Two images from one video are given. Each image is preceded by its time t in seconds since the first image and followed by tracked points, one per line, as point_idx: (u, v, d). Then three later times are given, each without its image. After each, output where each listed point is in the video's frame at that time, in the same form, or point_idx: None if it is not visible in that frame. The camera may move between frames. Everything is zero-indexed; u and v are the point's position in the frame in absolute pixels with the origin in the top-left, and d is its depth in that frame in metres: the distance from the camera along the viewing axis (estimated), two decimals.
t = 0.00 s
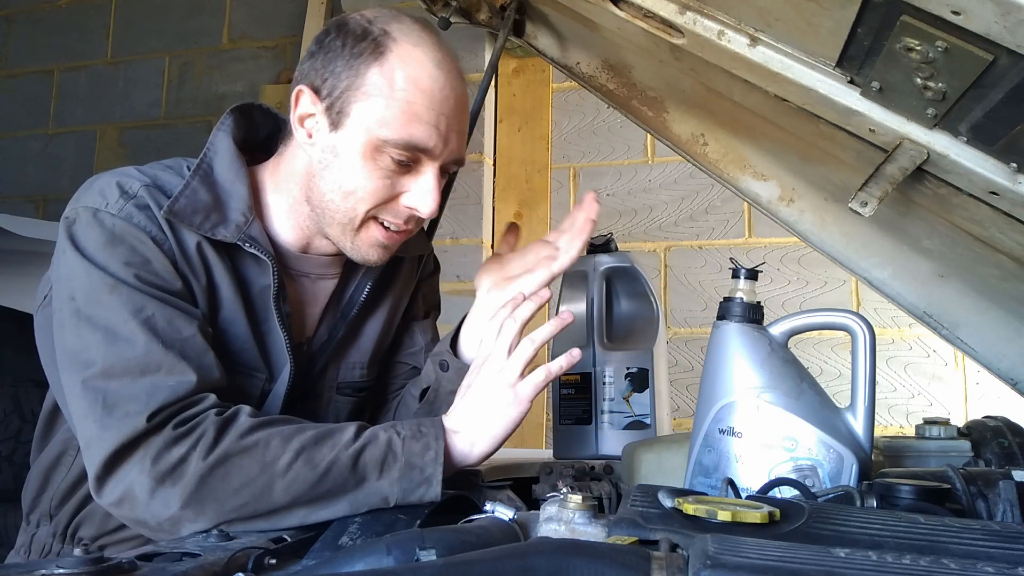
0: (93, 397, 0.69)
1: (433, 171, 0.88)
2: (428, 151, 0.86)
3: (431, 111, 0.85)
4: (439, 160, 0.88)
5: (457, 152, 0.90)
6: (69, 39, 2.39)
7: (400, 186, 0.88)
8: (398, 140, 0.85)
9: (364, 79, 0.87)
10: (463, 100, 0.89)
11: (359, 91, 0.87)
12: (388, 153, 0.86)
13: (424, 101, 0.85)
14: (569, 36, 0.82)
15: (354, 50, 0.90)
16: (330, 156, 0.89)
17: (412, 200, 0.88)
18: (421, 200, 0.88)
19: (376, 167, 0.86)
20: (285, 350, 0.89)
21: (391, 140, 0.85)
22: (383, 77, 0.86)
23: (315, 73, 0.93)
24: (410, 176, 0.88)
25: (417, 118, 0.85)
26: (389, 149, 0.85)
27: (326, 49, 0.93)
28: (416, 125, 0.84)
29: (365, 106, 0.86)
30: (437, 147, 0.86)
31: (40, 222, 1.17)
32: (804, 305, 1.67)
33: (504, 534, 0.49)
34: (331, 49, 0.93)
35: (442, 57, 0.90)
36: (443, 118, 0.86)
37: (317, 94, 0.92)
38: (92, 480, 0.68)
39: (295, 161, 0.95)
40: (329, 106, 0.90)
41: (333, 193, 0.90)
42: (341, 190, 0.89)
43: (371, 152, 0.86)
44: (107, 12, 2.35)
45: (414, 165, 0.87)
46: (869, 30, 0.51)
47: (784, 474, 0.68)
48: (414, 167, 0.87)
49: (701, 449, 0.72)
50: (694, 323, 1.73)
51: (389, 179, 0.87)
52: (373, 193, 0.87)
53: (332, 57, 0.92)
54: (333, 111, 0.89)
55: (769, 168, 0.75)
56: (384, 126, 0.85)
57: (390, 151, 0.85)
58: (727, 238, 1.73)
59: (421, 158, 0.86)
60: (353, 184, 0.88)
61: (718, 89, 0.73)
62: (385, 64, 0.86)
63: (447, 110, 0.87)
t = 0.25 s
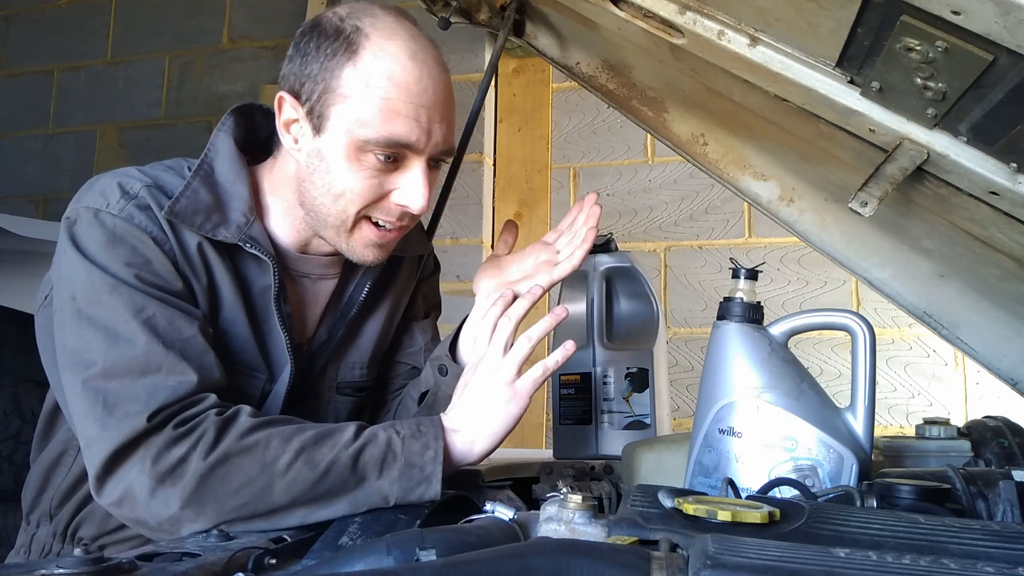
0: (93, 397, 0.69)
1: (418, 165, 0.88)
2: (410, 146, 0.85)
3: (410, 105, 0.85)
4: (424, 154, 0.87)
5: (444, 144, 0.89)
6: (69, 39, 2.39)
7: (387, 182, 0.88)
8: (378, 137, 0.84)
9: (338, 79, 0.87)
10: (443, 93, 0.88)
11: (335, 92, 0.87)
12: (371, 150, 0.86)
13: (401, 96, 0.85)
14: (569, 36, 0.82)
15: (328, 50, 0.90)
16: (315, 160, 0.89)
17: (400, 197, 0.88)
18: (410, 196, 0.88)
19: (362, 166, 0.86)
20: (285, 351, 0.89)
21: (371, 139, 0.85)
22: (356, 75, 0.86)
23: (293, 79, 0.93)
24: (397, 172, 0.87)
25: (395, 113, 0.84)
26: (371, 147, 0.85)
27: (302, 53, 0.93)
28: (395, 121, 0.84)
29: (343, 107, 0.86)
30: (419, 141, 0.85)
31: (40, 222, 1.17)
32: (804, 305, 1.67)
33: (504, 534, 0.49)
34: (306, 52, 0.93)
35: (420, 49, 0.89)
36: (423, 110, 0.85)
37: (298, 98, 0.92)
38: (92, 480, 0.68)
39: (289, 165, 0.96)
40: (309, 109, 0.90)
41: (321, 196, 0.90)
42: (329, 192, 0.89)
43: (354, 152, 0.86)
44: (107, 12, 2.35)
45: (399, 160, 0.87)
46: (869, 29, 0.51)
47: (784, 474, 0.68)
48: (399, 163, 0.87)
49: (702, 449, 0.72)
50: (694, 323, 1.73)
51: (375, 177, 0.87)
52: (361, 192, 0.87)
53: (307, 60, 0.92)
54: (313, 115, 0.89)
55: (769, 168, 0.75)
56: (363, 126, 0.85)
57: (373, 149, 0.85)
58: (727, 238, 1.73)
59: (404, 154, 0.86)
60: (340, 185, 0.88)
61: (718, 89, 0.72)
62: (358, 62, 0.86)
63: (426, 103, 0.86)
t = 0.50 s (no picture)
0: (93, 396, 0.69)
1: (404, 153, 0.86)
2: (395, 130, 0.85)
3: (396, 90, 0.84)
4: (411, 141, 0.86)
5: (433, 134, 0.88)
6: (69, 39, 2.39)
7: (370, 171, 0.86)
8: (364, 120, 0.84)
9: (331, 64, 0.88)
10: (438, 84, 0.88)
11: (327, 77, 0.88)
12: (357, 134, 0.85)
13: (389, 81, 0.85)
14: (569, 36, 0.82)
15: (326, 38, 0.91)
16: (305, 146, 0.90)
17: (384, 186, 0.86)
18: (393, 184, 0.86)
19: (346, 150, 0.86)
20: (285, 351, 0.89)
21: (358, 121, 0.85)
22: (348, 60, 0.87)
23: (293, 69, 0.95)
24: (382, 159, 0.86)
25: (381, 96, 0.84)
26: (357, 130, 0.85)
27: (304, 44, 0.95)
28: (381, 104, 0.84)
29: (333, 91, 0.87)
30: (405, 126, 0.85)
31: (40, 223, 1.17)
32: (804, 305, 1.67)
33: (504, 534, 0.49)
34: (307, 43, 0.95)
35: (418, 42, 0.89)
36: (411, 97, 0.85)
37: (295, 86, 0.93)
38: (93, 479, 0.68)
39: (286, 158, 0.96)
40: (304, 96, 0.91)
41: (309, 183, 0.89)
42: (316, 179, 0.88)
43: (340, 136, 0.86)
44: (107, 12, 2.35)
45: (384, 146, 0.86)
46: (869, 30, 0.51)
47: (784, 474, 0.68)
48: (384, 149, 0.86)
49: (701, 449, 0.72)
50: (694, 323, 1.73)
51: (359, 163, 0.86)
52: (344, 178, 0.86)
53: (306, 51, 0.94)
54: (306, 101, 0.90)
55: (769, 168, 0.75)
56: (350, 109, 0.85)
57: (359, 132, 0.85)
58: (727, 238, 1.73)
59: (389, 139, 0.85)
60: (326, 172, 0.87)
61: (718, 89, 0.73)
62: (351, 48, 0.87)
63: (418, 90, 0.85)
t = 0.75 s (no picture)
0: (93, 396, 0.69)
1: (418, 155, 0.87)
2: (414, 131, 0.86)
3: (419, 92, 0.86)
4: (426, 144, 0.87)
5: (447, 139, 0.89)
6: (69, 39, 2.39)
7: (384, 169, 0.86)
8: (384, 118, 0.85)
9: (354, 63, 0.88)
10: (456, 92, 0.91)
11: (349, 75, 0.88)
12: (374, 132, 0.86)
13: (412, 82, 0.86)
14: (569, 36, 0.82)
15: (348, 37, 0.92)
16: (319, 141, 0.89)
17: (395, 186, 0.87)
18: (405, 185, 0.86)
19: (361, 147, 0.86)
20: (285, 351, 0.89)
21: (378, 119, 0.85)
22: (372, 60, 0.87)
23: (311, 66, 0.95)
24: (395, 159, 0.87)
25: (403, 96, 0.85)
26: (375, 129, 0.86)
27: (324, 43, 0.96)
28: (402, 104, 0.85)
29: (354, 89, 0.87)
30: (423, 127, 0.86)
31: (40, 222, 1.17)
32: (804, 305, 1.67)
33: (504, 534, 0.49)
34: (326, 42, 0.95)
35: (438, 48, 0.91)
36: (431, 100, 0.87)
37: (313, 83, 0.93)
38: (93, 479, 0.68)
39: (292, 157, 0.96)
40: (321, 92, 0.91)
41: (320, 178, 0.89)
42: (327, 174, 0.88)
43: (357, 133, 0.86)
44: (107, 12, 2.35)
45: (399, 147, 0.86)
46: (869, 30, 0.51)
47: (784, 474, 0.68)
48: (399, 149, 0.86)
49: (702, 448, 0.73)
50: (694, 323, 1.73)
51: (373, 162, 0.86)
52: (356, 176, 0.86)
53: (326, 50, 0.94)
54: (324, 96, 0.90)
55: (769, 168, 0.75)
56: (371, 106, 0.86)
57: (377, 131, 0.85)
58: (727, 238, 1.73)
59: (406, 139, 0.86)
60: (338, 169, 0.87)
61: (718, 89, 0.73)
62: (375, 49, 0.88)
63: (437, 94, 0.87)
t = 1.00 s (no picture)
0: (94, 396, 0.69)
1: (433, 141, 0.91)
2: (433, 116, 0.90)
3: (443, 83, 0.92)
4: (442, 133, 0.91)
5: (461, 134, 0.93)
6: (69, 39, 2.39)
7: (399, 148, 0.89)
8: (407, 102, 0.89)
9: (387, 53, 0.94)
10: (476, 97, 0.96)
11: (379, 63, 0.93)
12: (394, 112, 0.89)
13: (440, 75, 0.92)
14: (569, 36, 0.82)
15: (383, 35, 0.98)
16: (339, 118, 0.92)
17: (407, 163, 0.89)
18: (417, 164, 0.89)
19: (380, 124, 0.89)
20: (285, 351, 0.89)
21: (402, 101, 0.90)
22: (405, 53, 0.93)
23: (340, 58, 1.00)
24: (411, 141, 0.90)
25: (428, 84, 0.91)
26: (396, 111, 0.89)
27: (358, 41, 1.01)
28: (426, 92, 0.90)
29: (382, 74, 0.92)
30: (443, 116, 0.91)
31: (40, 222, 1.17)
32: (804, 305, 1.67)
33: (504, 534, 0.49)
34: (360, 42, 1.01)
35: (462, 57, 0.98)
36: (454, 93, 0.92)
37: (341, 70, 0.97)
38: (93, 480, 0.68)
39: (303, 139, 0.97)
40: (349, 76, 0.95)
41: (333, 150, 0.91)
42: (342, 145, 0.90)
43: (378, 111, 0.89)
44: (107, 11, 2.35)
45: (416, 131, 0.90)
46: (870, 29, 0.51)
47: (784, 474, 0.68)
48: (416, 132, 0.90)
49: (702, 448, 0.73)
50: (694, 323, 1.73)
51: (389, 138, 0.88)
52: (371, 149, 0.88)
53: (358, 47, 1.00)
54: (350, 79, 0.94)
55: (769, 168, 0.75)
56: (398, 87, 0.90)
57: (399, 112, 0.89)
58: (727, 238, 1.73)
59: (424, 123, 0.90)
60: (354, 141, 0.89)
61: (718, 89, 0.73)
62: (409, 46, 0.95)
63: (461, 91, 0.93)
